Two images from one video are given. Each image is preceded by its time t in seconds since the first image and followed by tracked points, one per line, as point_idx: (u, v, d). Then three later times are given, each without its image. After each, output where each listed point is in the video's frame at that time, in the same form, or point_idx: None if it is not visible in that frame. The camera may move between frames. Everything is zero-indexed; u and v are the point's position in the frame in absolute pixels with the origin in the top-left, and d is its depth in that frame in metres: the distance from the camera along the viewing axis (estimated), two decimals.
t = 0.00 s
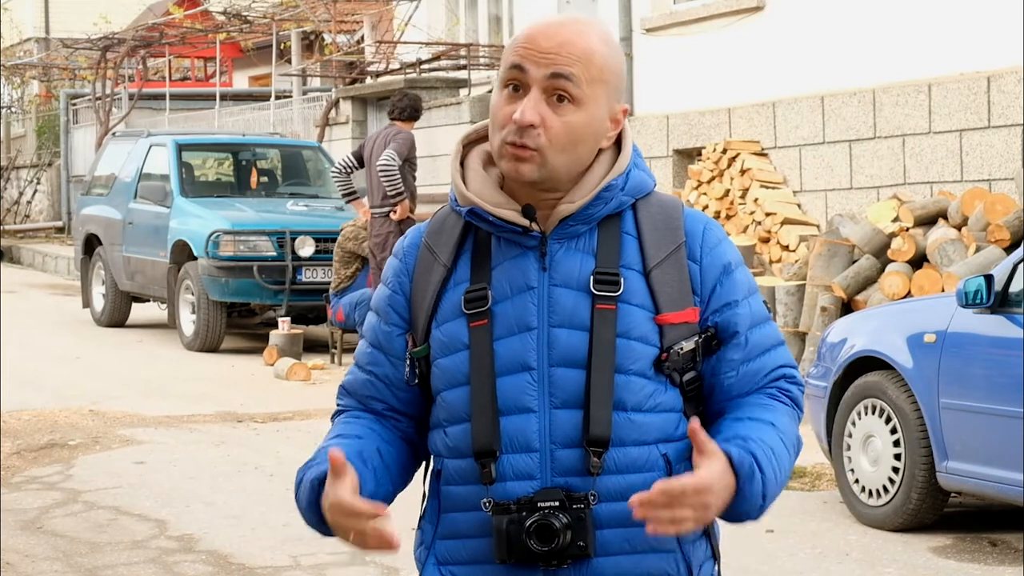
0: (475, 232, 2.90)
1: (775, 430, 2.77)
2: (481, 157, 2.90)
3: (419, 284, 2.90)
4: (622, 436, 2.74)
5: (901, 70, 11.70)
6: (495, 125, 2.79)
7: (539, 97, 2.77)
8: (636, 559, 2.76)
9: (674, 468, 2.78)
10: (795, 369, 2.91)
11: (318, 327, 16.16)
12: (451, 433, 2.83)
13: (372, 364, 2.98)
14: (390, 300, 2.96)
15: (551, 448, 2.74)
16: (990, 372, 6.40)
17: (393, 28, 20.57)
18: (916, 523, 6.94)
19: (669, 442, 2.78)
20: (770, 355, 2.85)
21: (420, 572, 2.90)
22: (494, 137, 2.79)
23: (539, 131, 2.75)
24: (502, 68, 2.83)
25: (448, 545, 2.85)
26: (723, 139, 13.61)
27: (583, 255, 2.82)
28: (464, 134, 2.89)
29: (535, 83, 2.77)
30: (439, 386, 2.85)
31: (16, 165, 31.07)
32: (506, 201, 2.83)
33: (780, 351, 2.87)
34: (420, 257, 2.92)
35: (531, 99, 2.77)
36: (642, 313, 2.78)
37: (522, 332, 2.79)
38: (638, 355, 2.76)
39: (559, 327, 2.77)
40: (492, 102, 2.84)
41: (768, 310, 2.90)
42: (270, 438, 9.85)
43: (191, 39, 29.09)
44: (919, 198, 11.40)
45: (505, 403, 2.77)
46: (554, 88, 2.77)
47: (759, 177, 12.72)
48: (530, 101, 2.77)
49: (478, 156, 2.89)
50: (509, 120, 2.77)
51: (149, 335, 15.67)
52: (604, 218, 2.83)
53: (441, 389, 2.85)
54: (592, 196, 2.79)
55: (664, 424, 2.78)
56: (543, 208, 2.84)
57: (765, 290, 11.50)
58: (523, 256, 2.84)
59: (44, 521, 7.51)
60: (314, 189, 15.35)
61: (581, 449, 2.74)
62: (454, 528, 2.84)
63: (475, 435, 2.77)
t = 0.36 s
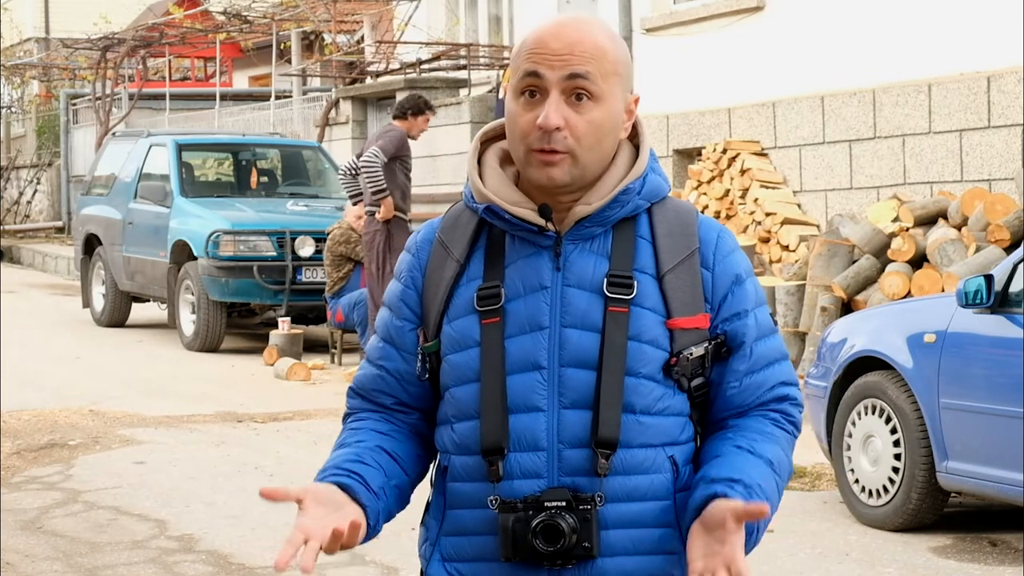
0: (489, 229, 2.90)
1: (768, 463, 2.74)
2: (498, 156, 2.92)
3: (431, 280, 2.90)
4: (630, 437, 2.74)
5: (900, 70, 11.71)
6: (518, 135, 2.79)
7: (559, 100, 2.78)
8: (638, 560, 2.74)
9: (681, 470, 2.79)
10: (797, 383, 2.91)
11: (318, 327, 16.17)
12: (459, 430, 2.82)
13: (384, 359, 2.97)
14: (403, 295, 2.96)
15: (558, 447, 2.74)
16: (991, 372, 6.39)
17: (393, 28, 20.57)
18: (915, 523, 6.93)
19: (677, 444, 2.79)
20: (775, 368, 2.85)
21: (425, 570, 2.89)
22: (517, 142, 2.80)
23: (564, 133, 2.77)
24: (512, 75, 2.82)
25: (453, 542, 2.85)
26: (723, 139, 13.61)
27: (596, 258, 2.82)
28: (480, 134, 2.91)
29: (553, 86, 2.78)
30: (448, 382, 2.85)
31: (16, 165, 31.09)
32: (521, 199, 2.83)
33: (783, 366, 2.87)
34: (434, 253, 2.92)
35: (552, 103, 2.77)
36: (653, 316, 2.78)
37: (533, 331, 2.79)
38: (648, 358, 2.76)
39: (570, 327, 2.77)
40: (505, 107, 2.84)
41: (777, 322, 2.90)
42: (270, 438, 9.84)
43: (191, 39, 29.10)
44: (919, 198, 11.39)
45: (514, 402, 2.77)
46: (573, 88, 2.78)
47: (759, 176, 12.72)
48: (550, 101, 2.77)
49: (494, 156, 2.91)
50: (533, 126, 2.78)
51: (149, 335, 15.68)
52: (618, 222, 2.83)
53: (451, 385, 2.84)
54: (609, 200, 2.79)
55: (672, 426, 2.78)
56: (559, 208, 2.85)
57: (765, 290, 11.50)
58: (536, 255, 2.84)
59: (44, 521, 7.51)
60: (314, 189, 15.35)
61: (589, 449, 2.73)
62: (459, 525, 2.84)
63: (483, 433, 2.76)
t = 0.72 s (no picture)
0: (488, 231, 2.89)
1: (749, 476, 2.76)
2: (497, 157, 2.91)
3: (431, 282, 2.90)
4: (632, 438, 2.74)
5: (900, 70, 11.71)
6: (516, 134, 2.79)
7: (558, 98, 2.78)
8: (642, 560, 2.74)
9: (682, 470, 2.79)
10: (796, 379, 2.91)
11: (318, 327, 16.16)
12: (461, 432, 2.82)
13: (383, 362, 2.98)
14: (402, 298, 2.95)
15: (561, 449, 2.74)
16: (990, 371, 6.40)
17: (393, 28, 20.57)
18: (916, 523, 6.93)
19: (678, 444, 2.79)
20: (770, 364, 2.85)
21: (430, 571, 2.89)
22: (516, 142, 2.80)
23: (563, 130, 2.76)
24: (509, 75, 2.81)
25: (458, 544, 2.85)
26: (723, 139, 13.61)
27: (596, 258, 2.82)
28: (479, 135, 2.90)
29: (551, 84, 2.77)
30: (449, 385, 2.85)
31: (16, 165, 31.13)
32: (520, 201, 2.83)
33: (780, 361, 2.87)
34: (432, 255, 2.92)
35: (551, 102, 2.77)
36: (654, 317, 2.78)
37: (534, 333, 2.78)
38: (649, 359, 2.76)
39: (571, 329, 2.77)
40: (502, 106, 2.83)
41: (776, 318, 2.90)
42: (270, 438, 9.84)
43: (191, 39, 29.08)
44: (919, 198, 11.39)
45: (516, 403, 2.77)
46: (571, 86, 2.78)
47: (759, 177, 12.71)
48: (548, 99, 2.77)
49: (493, 156, 2.91)
50: (532, 124, 2.78)
51: (149, 335, 15.68)
52: (617, 221, 2.83)
53: (451, 388, 2.84)
54: (607, 201, 2.79)
55: (673, 427, 2.78)
56: (558, 210, 2.85)
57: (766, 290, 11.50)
58: (536, 257, 2.83)
59: (44, 521, 7.51)
60: (314, 189, 15.33)
61: (592, 451, 2.73)
62: (464, 528, 2.84)
63: (486, 435, 2.76)
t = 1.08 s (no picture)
0: (485, 227, 2.89)
1: (749, 433, 2.74)
2: (492, 155, 2.92)
3: (430, 279, 2.90)
4: (630, 431, 2.74)
5: (900, 71, 11.71)
6: (536, 150, 2.75)
7: (575, 109, 2.73)
8: (640, 553, 2.75)
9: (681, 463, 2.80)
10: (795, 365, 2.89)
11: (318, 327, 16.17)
12: (458, 427, 2.82)
13: (389, 358, 2.95)
14: (401, 294, 2.94)
15: (560, 443, 2.74)
16: (990, 371, 6.39)
17: (393, 28, 20.58)
18: (916, 522, 6.94)
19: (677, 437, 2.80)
20: (768, 350, 2.83)
21: (429, 567, 2.90)
22: (538, 156, 2.76)
23: (585, 139, 2.74)
24: (514, 91, 2.76)
25: (455, 538, 2.85)
26: (723, 139, 13.62)
27: (591, 253, 2.82)
28: (474, 133, 2.91)
29: (566, 94, 2.73)
30: (447, 380, 2.85)
31: (17, 165, 31.15)
32: (516, 196, 2.83)
33: (778, 349, 2.85)
34: (431, 253, 2.92)
35: (571, 113, 2.73)
36: (648, 309, 2.78)
37: (532, 327, 2.79)
38: (645, 351, 2.76)
39: (568, 323, 2.78)
40: (512, 121, 2.77)
41: (773, 307, 2.88)
42: (270, 438, 9.84)
43: (191, 39, 29.09)
44: (919, 198, 11.39)
45: (515, 398, 2.77)
46: (585, 93, 2.74)
47: (759, 177, 12.72)
48: (565, 111, 2.73)
49: (488, 154, 2.92)
50: (551, 137, 2.74)
51: (149, 335, 15.68)
52: (613, 217, 2.83)
53: (450, 382, 2.84)
54: (604, 195, 2.80)
55: (670, 419, 2.78)
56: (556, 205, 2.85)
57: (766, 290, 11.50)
58: (533, 252, 2.83)
59: (44, 521, 7.51)
60: (314, 189, 15.33)
61: (590, 444, 2.74)
62: (462, 521, 2.83)
63: (484, 429, 2.77)
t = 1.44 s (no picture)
0: (485, 229, 2.89)
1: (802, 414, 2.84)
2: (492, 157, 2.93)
3: (431, 284, 2.88)
4: (644, 431, 2.77)
5: (900, 70, 11.71)
6: (512, 139, 2.81)
7: (550, 100, 2.80)
8: (656, 553, 2.78)
9: (692, 463, 2.83)
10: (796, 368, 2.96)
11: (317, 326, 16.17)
12: (469, 430, 2.81)
13: (378, 359, 2.95)
14: (402, 297, 2.93)
15: (574, 443, 2.76)
16: (990, 371, 6.40)
17: (393, 28, 20.59)
18: (916, 523, 6.94)
19: (686, 437, 2.83)
20: (780, 352, 2.90)
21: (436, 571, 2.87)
22: (512, 146, 2.82)
23: (557, 130, 2.78)
24: (497, 81, 2.83)
25: (464, 541, 2.83)
26: (723, 139, 13.62)
27: (599, 255, 2.85)
28: (473, 135, 2.92)
29: (542, 86, 2.79)
30: (456, 382, 2.83)
31: (17, 165, 31.18)
32: (524, 199, 2.85)
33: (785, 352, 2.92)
34: (431, 257, 2.90)
35: (544, 105, 2.79)
36: (659, 311, 2.82)
37: (542, 329, 2.80)
38: (657, 351, 2.80)
39: (579, 324, 2.80)
40: (492, 110, 2.85)
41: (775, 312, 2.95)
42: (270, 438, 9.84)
43: (191, 39, 29.08)
44: (919, 198, 11.40)
45: (527, 400, 2.78)
46: (562, 87, 2.80)
47: (759, 177, 12.72)
48: (540, 102, 2.79)
49: (489, 155, 2.93)
50: (525, 128, 2.80)
51: (149, 335, 15.69)
52: (617, 219, 2.86)
53: (458, 385, 2.82)
54: (612, 197, 2.83)
55: (680, 420, 2.82)
56: (561, 206, 2.87)
57: (765, 290, 11.50)
58: (540, 255, 2.85)
59: (44, 521, 7.51)
60: (314, 189, 15.32)
61: (606, 445, 2.76)
62: (475, 524, 2.82)
63: (499, 431, 2.76)
